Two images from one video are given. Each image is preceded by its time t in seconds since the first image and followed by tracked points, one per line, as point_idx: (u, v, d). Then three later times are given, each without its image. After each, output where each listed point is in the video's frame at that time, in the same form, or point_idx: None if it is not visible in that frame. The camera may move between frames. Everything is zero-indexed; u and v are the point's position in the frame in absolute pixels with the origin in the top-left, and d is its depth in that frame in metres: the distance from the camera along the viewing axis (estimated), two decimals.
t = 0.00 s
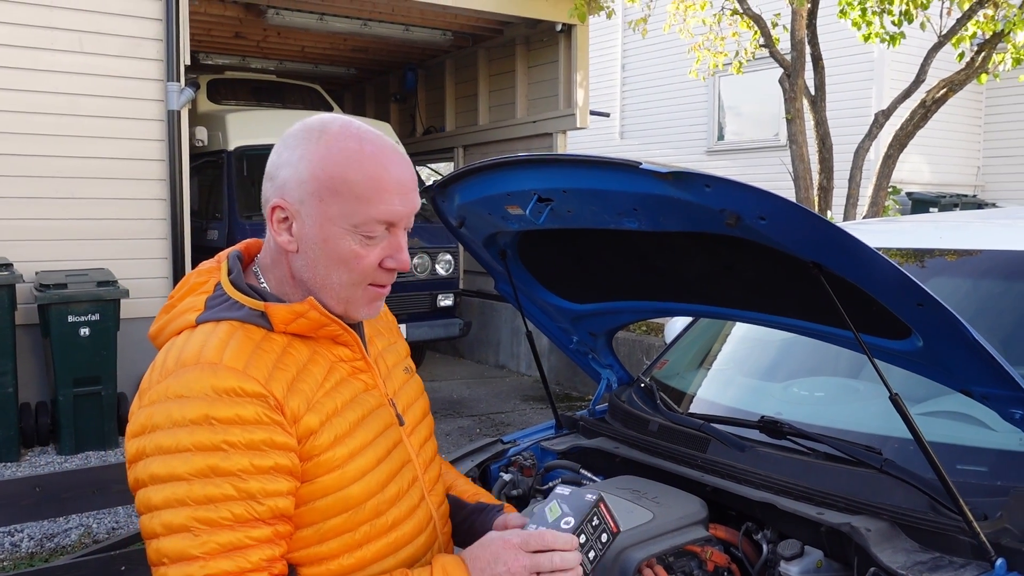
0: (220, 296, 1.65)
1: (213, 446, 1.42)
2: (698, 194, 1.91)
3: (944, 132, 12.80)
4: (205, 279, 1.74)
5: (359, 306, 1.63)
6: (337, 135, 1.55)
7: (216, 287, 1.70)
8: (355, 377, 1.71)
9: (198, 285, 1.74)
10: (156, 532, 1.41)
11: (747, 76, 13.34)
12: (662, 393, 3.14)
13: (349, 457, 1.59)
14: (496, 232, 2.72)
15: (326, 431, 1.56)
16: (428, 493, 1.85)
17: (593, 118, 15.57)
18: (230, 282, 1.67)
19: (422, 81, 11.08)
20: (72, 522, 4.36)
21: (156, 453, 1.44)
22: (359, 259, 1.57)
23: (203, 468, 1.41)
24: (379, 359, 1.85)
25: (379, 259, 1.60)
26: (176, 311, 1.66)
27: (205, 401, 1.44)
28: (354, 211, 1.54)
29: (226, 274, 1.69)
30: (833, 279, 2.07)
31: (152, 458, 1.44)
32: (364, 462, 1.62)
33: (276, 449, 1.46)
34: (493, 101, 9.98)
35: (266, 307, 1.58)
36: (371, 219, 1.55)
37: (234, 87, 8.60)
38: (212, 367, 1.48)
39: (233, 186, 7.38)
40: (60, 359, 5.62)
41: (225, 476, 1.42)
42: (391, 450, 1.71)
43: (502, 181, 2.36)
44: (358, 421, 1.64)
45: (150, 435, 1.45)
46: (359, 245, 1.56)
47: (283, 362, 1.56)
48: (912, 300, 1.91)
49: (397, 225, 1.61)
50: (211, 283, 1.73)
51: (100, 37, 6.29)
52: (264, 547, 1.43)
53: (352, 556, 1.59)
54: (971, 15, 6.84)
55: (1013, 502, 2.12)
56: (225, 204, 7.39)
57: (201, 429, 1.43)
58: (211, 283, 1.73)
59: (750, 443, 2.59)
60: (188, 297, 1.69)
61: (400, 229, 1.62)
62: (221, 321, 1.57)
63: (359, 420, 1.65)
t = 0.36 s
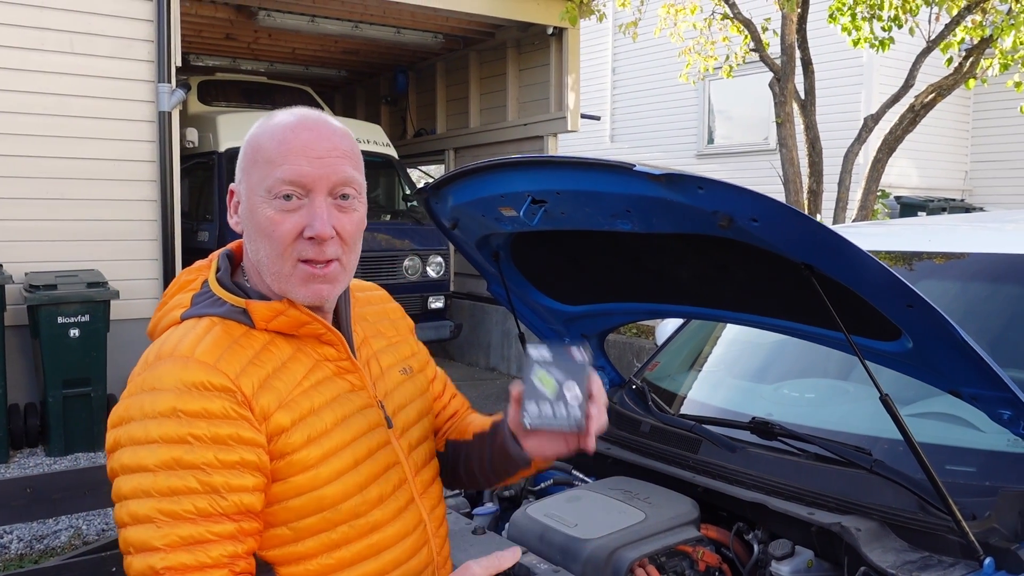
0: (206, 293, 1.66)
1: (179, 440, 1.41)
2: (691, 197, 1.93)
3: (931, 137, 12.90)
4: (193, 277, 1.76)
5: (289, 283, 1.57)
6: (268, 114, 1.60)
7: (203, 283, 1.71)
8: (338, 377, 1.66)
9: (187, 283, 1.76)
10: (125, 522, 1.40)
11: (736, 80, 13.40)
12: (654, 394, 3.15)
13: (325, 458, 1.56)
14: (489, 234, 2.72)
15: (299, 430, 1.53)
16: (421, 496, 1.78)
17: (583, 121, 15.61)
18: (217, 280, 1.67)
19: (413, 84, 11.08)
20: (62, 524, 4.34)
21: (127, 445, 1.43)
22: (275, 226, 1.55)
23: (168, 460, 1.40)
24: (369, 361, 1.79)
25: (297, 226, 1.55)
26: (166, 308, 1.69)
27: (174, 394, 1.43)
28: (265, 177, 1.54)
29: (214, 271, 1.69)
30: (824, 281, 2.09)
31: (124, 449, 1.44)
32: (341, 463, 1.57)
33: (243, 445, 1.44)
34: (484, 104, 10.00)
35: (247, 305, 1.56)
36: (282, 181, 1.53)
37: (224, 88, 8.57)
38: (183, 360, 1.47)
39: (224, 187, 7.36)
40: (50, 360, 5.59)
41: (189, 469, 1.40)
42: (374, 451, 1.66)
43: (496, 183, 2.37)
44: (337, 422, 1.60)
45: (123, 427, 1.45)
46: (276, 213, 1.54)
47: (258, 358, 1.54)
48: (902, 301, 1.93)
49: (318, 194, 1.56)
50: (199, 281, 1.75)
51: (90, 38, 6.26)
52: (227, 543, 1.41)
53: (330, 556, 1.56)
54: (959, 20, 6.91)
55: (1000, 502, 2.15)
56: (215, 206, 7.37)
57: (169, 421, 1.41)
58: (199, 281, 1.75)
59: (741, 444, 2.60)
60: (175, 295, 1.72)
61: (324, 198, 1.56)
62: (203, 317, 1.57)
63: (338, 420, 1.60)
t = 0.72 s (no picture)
0: (205, 288, 1.67)
1: (157, 433, 1.42)
2: (688, 195, 1.93)
3: (923, 138, 12.96)
4: (198, 271, 1.78)
5: (284, 282, 1.55)
6: (274, 110, 1.60)
7: (204, 278, 1.73)
8: (329, 378, 1.63)
9: (192, 277, 1.78)
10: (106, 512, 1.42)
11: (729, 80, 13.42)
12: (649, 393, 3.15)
13: (305, 460, 1.53)
14: (485, 233, 2.71)
15: (279, 431, 1.52)
16: (417, 501, 1.72)
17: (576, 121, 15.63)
18: (216, 274, 1.67)
19: (406, 83, 11.05)
20: (54, 524, 4.32)
21: (112, 436, 1.45)
22: (274, 224, 1.54)
23: (147, 451, 1.41)
24: (366, 361, 1.73)
25: (294, 226, 1.54)
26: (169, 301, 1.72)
27: (156, 388, 1.45)
28: (266, 175, 1.53)
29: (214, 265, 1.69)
30: (821, 280, 2.11)
31: (111, 439, 1.46)
32: (323, 466, 1.54)
33: (220, 442, 1.44)
34: (478, 103, 10.00)
35: (239, 299, 1.56)
36: (281, 180, 1.52)
37: (217, 87, 8.55)
38: (169, 354, 1.48)
39: (217, 186, 7.33)
40: (42, 360, 5.56)
41: (166, 461, 1.41)
42: (364, 453, 1.62)
43: (492, 182, 2.36)
44: (323, 424, 1.57)
45: (112, 419, 1.48)
46: (275, 211, 1.54)
47: (244, 355, 1.53)
48: (898, 300, 1.94)
49: (317, 194, 1.54)
50: (202, 276, 1.76)
51: (82, 36, 6.23)
52: (201, 538, 1.41)
53: (311, 559, 1.54)
54: (951, 21, 6.94)
55: (994, 500, 2.16)
56: (208, 205, 7.34)
57: (150, 414, 1.43)
58: (201, 275, 1.77)
59: (737, 443, 2.61)
60: (180, 288, 1.74)
61: (323, 199, 1.54)
62: (199, 311, 1.59)
63: (324, 422, 1.57)
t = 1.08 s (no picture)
0: (203, 286, 1.66)
1: (152, 430, 1.42)
2: (687, 194, 1.94)
3: (918, 137, 12.99)
4: (197, 268, 1.78)
5: (279, 282, 1.55)
6: (273, 110, 1.59)
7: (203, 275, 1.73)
8: (325, 377, 1.63)
9: (192, 274, 1.78)
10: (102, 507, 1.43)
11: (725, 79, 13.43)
12: (646, 391, 3.16)
13: (299, 459, 1.53)
14: (483, 231, 2.70)
15: (273, 430, 1.51)
16: (414, 500, 1.71)
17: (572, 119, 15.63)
18: (214, 272, 1.66)
19: (403, 81, 11.04)
20: (50, 522, 4.32)
21: (109, 433, 1.46)
22: (271, 225, 1.53)
23: (141, 449, 1.41)
24: (364, 359, 1.73)
25: (291, 228, 1.53)
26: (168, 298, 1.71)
27: (152, 385, 1.45)
28: (264, 177, 1.53)
29: (213, 263, 1.69)
30: (820, 279, 2.11)
31: (107, 435, 1.46)
32: (317, 466, 1.54)
33: (214, 440, 1.44)
34: (474, 101, 9.99)
35: (235, 297, 1.56)
36: (278, 183, 1.52)
37: (213, 85, 8.52)
38: (165, 352, 1.48)
39: (213, 184, 7.31)
40: (37, 358, 5.55)
41: (161, 459, 1.41)
42: (360, 452, 1.62)
43: (491, 180, 2.36)
44: (317, 423, 1.57)
45: (109, 416, 1.48)
46: (273, 213, 1.53)
47: (239, 353, 1.53)
48: (897, 298, 1.95)
49: (315, 197, 1.53)
50: (201, 273, 1.76)
51: (77, 33, 6.20)
52: (195, 535, 1.41)
53: (305, 557, 1.54)
54: (947, 20, 6.96)
55: (991, 497, 2.17)
56: (204, 203, 7.32)
57: (145, 411, 1.43)
58: (201, 272, 1.77)
59: (735, 441, 2.62)
60: (179, 285, 1.74)
61: (320, 201, 1.54)
62: (196, 309, 1.58)
63: (318, 421, 1.57)
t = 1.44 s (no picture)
0: (205, 283, 1.66)
1: (156, 425, 1.41)
2: (688, 193, 1.94)
3: (917, 136, 13.00)
4: (198, 266, 1.78)
5: (283, 280, 1.56)
6: (277, 109, 1.58)
7: (205, 273, 1.73)
8: (326, 374, 1.63)
9: (192, 273, 1.78)
10: (105, 503, 1.42)
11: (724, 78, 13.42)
12: (645, 389, 3.16)
13: (301, 454, 1.53)
14: (483, 230, 2.70)
15: (275, 425, 1.51)
16: (413, 495, 1.71)
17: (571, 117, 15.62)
18: (216, 269, 1.66)
19: (401, 79, 11.02)
20: (49, 520, 4.32)
21: (112, 429, 1.45)
22: (276, 223, 1.53)
23: (145, 444, 1.40)
24: (363, 356, 1.73)
25: (295, 226, 1.53)
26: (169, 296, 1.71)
27: (156, 380, 1.45)
28: (270, 176, 1.52)
29: (214, 260, 1.69)
30: (821, 277, 2.11)
31: (110, 431, 1.45)
32: (318, 461, 1.54)
33: (217, 435, 1.43)
34: (473, 100, 9.98)
35: (237, 295, 1.55)
36: (285, 182, 1.52)
37: (212, 82, 8.51)
38: (169, 348, 1.48)
39: (211, 182, 7.30)
40: (36, 355, 5.54)
41: (165, 454, 1.40)
42: (360, 448, 1.62)
43: (491, 179, 2.36)
44: (319, 418, 1.57)
45: (112, 412, 1.47)
46: (278, 211, 1.53)
47: (241, 350, 1.53)
48: (897, 298, 1.95)
49: (320, 197, 1.53)
50: (202, 271, 1.76)
51: (76, 31, 6.19)
52: (199, 530, 1.41)
53: (306, 552, 1.54)
54: (946, 20, 6.96)
55: (990, 496, 2.17)
56: (203, 201, 7.31)
57: (149, 406, 1.42)
58: (202, 270, 1.77)
59: (735, 439, 2.62)
60: (180, 282, 1.74)
61: (325, 201, 1.54)
62: (197, 305, 1.58)
63: (320, 417, 1.57)
